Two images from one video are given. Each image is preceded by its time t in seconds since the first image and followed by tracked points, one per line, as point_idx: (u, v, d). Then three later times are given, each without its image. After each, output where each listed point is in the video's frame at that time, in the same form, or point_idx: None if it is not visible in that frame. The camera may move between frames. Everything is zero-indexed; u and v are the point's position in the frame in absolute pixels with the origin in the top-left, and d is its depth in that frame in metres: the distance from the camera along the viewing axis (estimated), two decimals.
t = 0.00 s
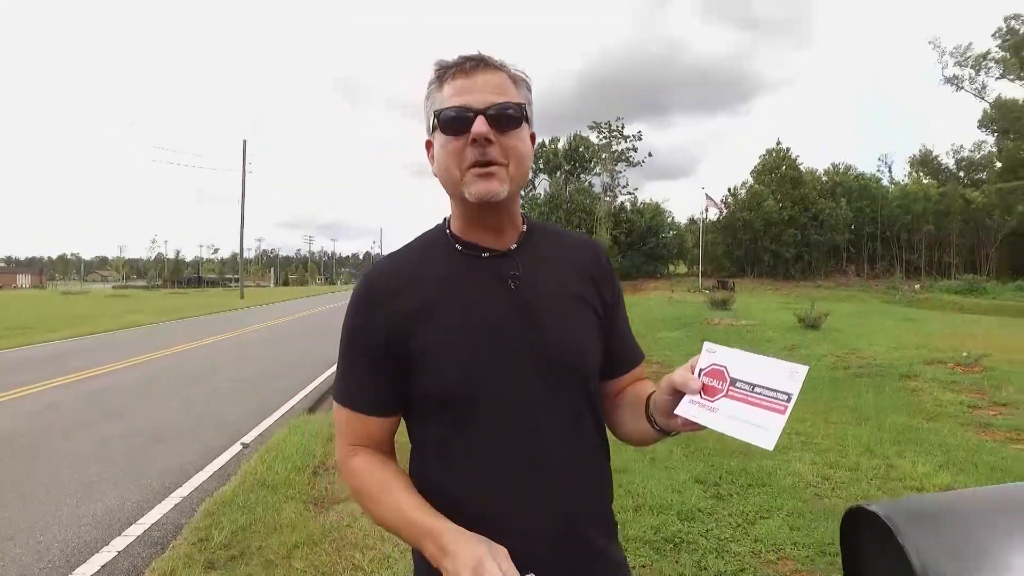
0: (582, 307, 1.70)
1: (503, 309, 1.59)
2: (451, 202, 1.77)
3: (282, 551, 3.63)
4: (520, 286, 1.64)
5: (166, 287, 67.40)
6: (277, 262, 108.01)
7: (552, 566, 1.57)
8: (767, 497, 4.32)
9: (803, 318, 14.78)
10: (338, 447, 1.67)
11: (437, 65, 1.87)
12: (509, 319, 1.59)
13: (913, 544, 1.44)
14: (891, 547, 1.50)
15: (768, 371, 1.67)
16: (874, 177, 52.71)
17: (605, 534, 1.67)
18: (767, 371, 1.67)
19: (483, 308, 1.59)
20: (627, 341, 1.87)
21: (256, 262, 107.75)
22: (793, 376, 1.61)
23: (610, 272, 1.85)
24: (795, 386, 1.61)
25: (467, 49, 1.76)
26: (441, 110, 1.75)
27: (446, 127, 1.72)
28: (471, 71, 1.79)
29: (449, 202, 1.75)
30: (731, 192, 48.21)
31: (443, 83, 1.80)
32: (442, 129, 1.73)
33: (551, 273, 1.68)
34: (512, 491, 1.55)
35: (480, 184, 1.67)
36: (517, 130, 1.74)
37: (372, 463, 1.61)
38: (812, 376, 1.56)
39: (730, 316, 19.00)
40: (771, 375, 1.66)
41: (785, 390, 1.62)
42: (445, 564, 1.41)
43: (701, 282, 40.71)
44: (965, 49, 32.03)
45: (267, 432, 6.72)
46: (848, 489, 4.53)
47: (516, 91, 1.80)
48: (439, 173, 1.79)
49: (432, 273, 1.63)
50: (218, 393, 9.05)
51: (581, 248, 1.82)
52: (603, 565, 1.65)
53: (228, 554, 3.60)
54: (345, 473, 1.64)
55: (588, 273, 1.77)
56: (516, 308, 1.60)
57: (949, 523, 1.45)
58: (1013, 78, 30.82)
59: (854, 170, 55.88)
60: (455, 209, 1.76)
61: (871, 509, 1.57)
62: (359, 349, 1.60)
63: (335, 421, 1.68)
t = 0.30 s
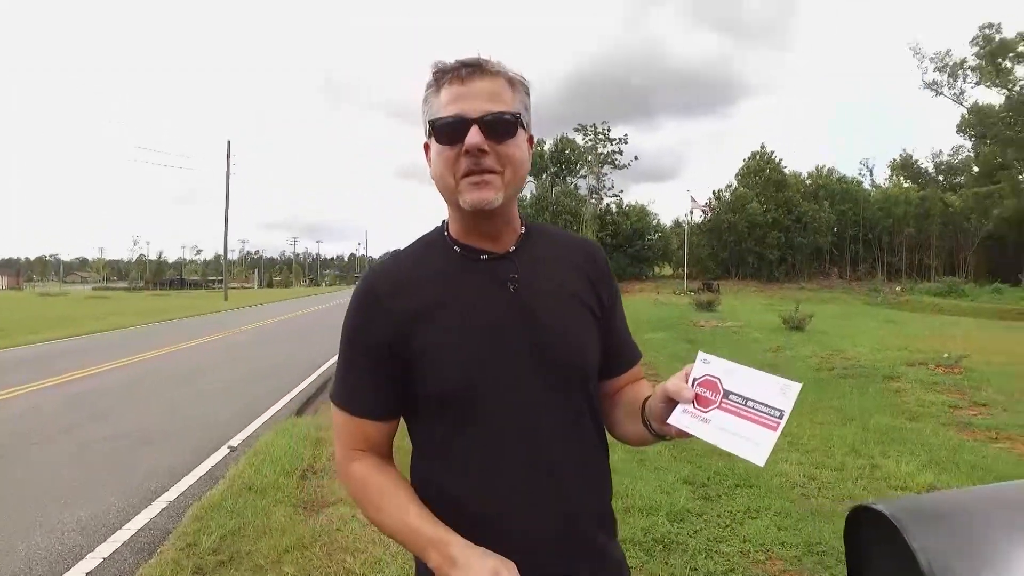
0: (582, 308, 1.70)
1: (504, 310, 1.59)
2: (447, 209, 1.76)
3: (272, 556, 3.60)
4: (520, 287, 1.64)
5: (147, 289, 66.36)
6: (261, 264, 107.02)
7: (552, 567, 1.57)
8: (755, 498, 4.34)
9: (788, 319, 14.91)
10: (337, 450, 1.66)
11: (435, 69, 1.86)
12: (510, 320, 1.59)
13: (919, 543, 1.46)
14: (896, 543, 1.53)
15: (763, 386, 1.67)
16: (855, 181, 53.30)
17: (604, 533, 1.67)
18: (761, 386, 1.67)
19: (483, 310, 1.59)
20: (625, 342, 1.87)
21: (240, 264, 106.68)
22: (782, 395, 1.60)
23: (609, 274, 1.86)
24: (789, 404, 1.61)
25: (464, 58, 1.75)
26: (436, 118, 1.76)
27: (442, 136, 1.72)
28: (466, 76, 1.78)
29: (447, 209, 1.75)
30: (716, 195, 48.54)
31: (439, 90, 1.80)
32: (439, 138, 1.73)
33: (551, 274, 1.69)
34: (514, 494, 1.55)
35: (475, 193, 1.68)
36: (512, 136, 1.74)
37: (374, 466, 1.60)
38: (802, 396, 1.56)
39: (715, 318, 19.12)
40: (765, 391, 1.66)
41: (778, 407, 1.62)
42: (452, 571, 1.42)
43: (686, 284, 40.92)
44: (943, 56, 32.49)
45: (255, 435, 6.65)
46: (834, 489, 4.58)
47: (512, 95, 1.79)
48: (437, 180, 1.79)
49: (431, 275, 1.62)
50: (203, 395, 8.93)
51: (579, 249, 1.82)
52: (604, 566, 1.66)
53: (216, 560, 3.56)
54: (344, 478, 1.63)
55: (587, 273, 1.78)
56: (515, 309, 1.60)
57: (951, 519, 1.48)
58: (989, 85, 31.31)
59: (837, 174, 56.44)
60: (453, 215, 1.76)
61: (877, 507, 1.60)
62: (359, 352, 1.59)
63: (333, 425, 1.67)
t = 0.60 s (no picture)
0: (583, 309, 1.71)
1: (505, 311, 1.60)
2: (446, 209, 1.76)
3: (262, 561, 3.55)
4: (521, 289, 1.63)
5: (128, 291, 65.38)
6: (245, 266, 106.01)
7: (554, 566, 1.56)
8: (744, 498, 4.38)
9: (773, 321, 15.05)
10: (338, 451, 1.66)
11: (431, 72, 1.87)
12: (513, 321, 1.59)
13: (930, 542, 1.35)
14: (902, 543, 1.41)
15: (746, 357, 1.65)
16: (837, 184, 53.97)
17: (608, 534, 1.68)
18: (745, 358, 1.65)
19: (485, 311, 1.59)
20: (625, 341, 1.89)
21: (223, 265, 105.61)
22: (763, 364, 1.58)
23: (609, 276, 1.87)
24: (770, 375, 1.59)
25: (457, 59, 1.75)
26: (432, 120, 1.75)
27: (437, 138, 1.72)
28: (460, 77, 1.78)
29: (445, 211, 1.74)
30: (701, 197, 48.91)
31: (435, 92, 1.80)
32: (434, 139, 1.73)
33: (552, 275, 1.69)
34: (516, 493, 1.55)
35: (471, 194, 1.67)
36: (506, 133, 1.72)
37: (375, 468, 1.59)
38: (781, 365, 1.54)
39: (700, 320, 19.24)
40: (748, 362, 1.64)
41: (760, 377, 1.60)
42: (448, 541, 1.41)
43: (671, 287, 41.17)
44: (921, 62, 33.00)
45: (242, 439, 6.60)
46: (822, 488, 4.62)
47: (506, 93, 1.78)
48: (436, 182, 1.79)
49: (433, 277, 1.62)
50: (188, 398, 8.84)
51: (580, 250, 1.83)
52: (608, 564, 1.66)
53: (205, 565, 3.52)
54: (345, 479, 1.62)
55: (588, 274, 1.78)
56: (518, 311, 1.60)
57: (956, 520, 1.39)
58: (966, 92, 31.84)
59: (819, 177, 57.12)
60: (452, 217, 1.75)
61: (883, 505, 1.48)
62: (361, 354, 1.58)
63: (334, 428, 1.67)
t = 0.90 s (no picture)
0: (583, 311, 1.71)
1: (507, 315, 1.60)
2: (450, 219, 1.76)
3: (252, 566, 3.52)
4: (522, 293, 1.64)
5: (109, 293, 64.42)
6: (228, 268, 104.86)
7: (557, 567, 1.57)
8: (733, 500, 4.41)
9: (757, 323, 15.19)
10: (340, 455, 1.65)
11: (430, 79, 1.84)
12: (515, 324, 1.59)
13: (937, 537, 1.39)
14: (907, 542, 1.48)
15: (744, 398, 1.71)
16: (819, 188, 54.62)
17: (609, 535, 1.69)
18: (743, 398, 1.71)
19: (487, 313, 1.59)
20: (625, 342, 1.88)
21: (206, 268, 104.40)
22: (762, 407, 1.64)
23: (608, 277, 1.87)
24: (771, 417, 1.65)
25: (458, 70, 1.74)
26: (433, 131, 1.74)
27: (442, 149, 1.72)
28: (463, 88, 1.77)
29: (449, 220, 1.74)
30: (685, 201, 49.23)
31: (436, 101, 1.78)
32: (439, 151, 1.72)
33: (552, 278, 1.70)
34: (516, 494, 1.55)
35: (477, 207, 1.68)
36: (511, 146, 1.73)
37: (376, 473, 1.59)
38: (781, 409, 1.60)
39: (686, 322, 19.37)
40: (746, 404, 1.70)
41: (758, 419, 1.67)
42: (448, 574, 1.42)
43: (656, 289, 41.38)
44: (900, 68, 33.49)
45: (229, 443, 6.52)
46: (809, 489, 4.67)
47: (508, 103, 1.78)
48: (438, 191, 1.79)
49: (434, 280, 1.62)
50: (172, 402, 8.72)
51: (578, 251, 1.84)
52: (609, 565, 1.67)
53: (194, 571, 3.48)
54: (348, 485, 1.61)
55: (587, 276, 1.79)
56: (520, 314, 1.61)
57: (964, 517, 1.42)
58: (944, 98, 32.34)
59: (802, 181, 57.77)
60: (455, 226, 1.75)
61: (891, 504, 1.53)
62: (362, 357, 1.58)
63: (336, 432, 1.66)
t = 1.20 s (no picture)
0: (586, 311, 1.72)
1: (512, 316, 1.61)
2: (465, 223, 1.69)
3: (243, 570, 3.50)
4: (529, 295, 1.64)
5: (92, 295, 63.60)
6: (212, 271, 103.85)
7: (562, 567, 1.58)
8: (722, 500, 4.44)
9: (743, 326, 15.32)
10: (347, 455, 1.65)
11: (450, 72, 1.72)
12: (520, 326, 1.60)
13: (941, 533, 1.42)
14: (907, 540, 1.52)
15: (768, 389, 1.74)
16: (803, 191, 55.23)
17: (612, 534, 1.70)
18: (767, 388, 1.75)
19: (493, 314, 1.60)
20: (629, 341, 1.89)
21: (190, 270, 103.37)
22: (787, 394, 1.68)
23: (611, 277, 1.88)
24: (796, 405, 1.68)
25: (490, 73, 1.66)
26: (456, 134, 1.66)
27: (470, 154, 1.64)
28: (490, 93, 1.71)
29: (466, 223, 1.68)
30: (671, 204, 49.57)
31: (459, 100, 1.68)
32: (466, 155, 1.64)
33: (557, 279, 1.70)
34: (520, 493, 1.55)
35: (504, 217, 1.64)
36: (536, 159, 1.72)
37: (382, 475, 1.59)
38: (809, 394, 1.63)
39: (672, 325, 19.50)
40: (770, 394, 1.73)
41: (783, 408, 1.69)
42: None
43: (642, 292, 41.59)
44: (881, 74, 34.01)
45: (216, 446, 6.45)
46: (797, 489, 4.72)
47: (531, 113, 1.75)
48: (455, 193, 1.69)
49: (439, 283, 1.62)
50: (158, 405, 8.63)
51: (581, 251, 1.84)
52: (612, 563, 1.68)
53: None
54: (355, 485, 1.62)
55: (590, 277, 1.80)
56: (526, 316, 1.61)
57: (968, 514, 1.44)
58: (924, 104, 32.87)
59: (785, 185, 58.40)
60: (468, 229, 1.70)
61: (895, 499, 1.56)
62: (368, 359, 1.58)
63: (342, 433, 1.66)
